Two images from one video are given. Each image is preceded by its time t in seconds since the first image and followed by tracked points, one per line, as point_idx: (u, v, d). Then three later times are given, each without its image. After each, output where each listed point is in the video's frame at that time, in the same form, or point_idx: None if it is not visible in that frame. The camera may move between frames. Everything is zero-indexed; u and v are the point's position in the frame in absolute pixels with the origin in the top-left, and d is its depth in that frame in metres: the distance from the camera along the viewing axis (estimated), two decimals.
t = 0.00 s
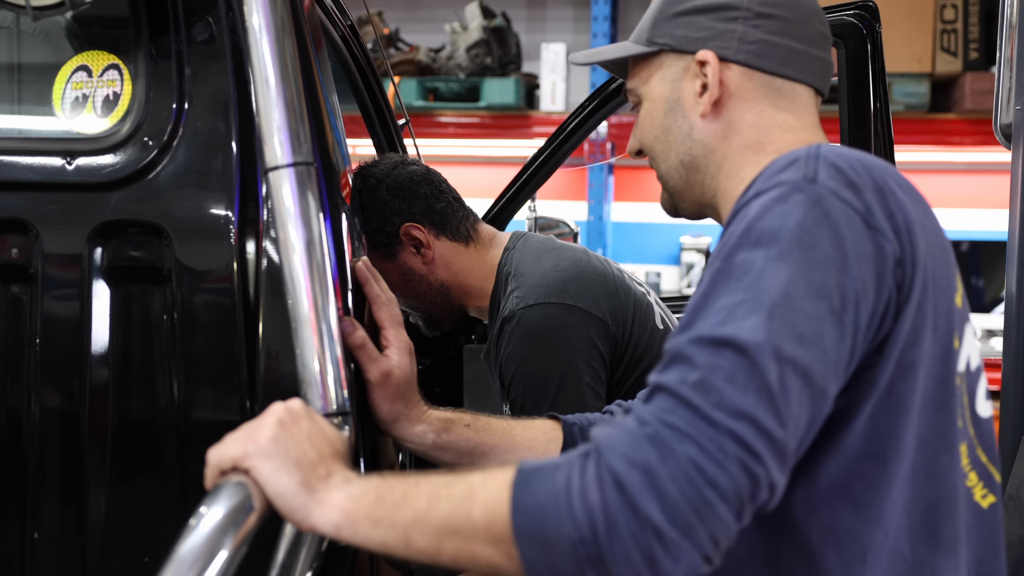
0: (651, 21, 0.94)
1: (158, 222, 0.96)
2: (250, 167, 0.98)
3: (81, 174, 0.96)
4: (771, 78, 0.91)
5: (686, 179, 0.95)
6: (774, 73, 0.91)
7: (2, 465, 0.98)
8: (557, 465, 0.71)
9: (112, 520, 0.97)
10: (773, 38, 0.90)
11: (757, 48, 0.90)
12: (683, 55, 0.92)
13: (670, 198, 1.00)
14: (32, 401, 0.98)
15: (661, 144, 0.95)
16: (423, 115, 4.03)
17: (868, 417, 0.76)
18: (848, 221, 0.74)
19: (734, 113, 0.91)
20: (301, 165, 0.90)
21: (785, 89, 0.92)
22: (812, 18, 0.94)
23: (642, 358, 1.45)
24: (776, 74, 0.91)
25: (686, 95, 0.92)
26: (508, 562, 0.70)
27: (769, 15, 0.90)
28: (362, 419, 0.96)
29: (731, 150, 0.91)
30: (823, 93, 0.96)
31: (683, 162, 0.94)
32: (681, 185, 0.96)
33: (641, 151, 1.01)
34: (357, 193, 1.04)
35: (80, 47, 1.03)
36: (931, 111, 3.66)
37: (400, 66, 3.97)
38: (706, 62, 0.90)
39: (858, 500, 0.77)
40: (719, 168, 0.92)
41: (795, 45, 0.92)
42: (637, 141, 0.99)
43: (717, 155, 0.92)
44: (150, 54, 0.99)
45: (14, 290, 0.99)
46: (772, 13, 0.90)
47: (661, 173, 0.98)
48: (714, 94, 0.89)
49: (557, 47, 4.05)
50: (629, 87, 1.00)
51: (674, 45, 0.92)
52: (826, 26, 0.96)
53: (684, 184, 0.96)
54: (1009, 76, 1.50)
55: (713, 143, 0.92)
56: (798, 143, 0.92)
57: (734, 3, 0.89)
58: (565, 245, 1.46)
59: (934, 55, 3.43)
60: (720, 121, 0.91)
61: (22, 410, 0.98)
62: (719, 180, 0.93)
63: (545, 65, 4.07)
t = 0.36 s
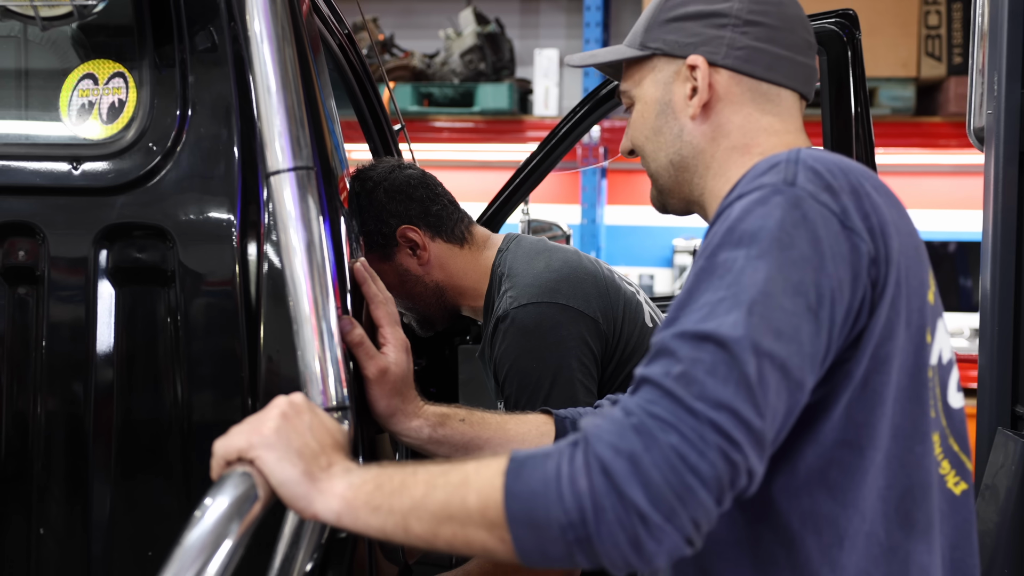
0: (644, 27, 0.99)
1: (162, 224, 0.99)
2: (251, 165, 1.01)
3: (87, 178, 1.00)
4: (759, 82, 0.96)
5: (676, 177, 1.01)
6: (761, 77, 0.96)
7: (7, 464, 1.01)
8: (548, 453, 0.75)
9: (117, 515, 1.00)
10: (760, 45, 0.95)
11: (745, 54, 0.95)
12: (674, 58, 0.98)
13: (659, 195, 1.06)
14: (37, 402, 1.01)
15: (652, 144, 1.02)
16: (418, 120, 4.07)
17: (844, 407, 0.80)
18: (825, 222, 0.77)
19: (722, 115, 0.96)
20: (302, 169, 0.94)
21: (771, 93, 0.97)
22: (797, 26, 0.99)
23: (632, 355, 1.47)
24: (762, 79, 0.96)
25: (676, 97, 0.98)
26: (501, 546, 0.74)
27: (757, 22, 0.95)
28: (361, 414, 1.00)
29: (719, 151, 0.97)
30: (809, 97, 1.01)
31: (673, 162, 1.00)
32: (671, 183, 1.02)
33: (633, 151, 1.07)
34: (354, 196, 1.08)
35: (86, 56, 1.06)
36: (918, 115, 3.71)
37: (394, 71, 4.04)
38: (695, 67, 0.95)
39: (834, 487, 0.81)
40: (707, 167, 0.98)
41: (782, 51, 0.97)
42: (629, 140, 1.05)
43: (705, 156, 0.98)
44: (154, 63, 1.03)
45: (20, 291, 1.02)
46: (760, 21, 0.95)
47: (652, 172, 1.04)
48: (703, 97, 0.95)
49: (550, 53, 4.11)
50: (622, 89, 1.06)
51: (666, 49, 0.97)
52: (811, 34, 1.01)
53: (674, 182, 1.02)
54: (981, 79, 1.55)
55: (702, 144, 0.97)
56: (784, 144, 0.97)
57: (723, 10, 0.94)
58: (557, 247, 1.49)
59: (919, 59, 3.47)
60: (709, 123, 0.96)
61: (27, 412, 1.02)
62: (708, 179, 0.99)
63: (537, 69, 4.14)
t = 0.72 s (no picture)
0: (626, 42, 1.04)
1: (164, 230, 1.02)
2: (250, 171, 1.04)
3: (90, 185, 1.03)
4: (738, 92, 1.00)
5: (661, 186, 1.06)
6: (740, 86, 1.00)
7: (12, 464, 1.04)
8: (541, 446, 0.78)
9: (119, 512, 1.03)
10: (738, 55, 0.99)
11: (724, 64, 0.99)
12: (656, 71, 1.02)
13: (647, 204, 1.10)
14: (41, 407, 1.04)
15: (637, 154, 1.06)
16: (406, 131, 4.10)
17: (823, 403, 0.84)
18: (804, 225, 0.81)
19: (704, 124, 1.00)
20: (301, 176, 0.98)
21: (750, 102, 1.01)
22: (773, 36, 1.02)
23: (620, 357, 1.50)
24: (741, 88, 1.00)
25: (660, 109, 1.02)
26: (495, 535, 0.77)
27: (734, 34, 0.99)
28: (357, 413, 1.03)
29: (702, 159, 1.01)
30: (786, 104, 1.05)
31: (658, 171, 1.04)
32: (658, 192, 1.07)
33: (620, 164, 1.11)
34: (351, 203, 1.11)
35: (87, 66, 1.09)
36: (900, 127, 3.78)
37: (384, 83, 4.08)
38: (677, 79, 0.99)
39: (814, 478, 0.84)
40: (691, 175, 1.02)
41: (760, 61, 1.00)
42: (616, 152, 1.10)
43: (689, 164, 1.02)
44: (156, 73, 1.06)
45: (24, 295, 1.05)
46: (737, 32, 0.99)
47: (639, 182, 1.08)
48: (686, 107, 0.99)
49: (537, 65, 4.14)
50: (607, 103, 1.10)
51: (648, 63, 1.01)
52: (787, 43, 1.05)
53: (659, 191, 1.06)
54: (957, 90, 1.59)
55: (686, 153, 1.02)
56: (764, 152, 1.01)
57: (701, 23, 0.98)
58: (546, 253, 1.52)
59: (901, 72, 3.55)
60: (692, 132, 1.01)
61: (31, 417, 1.04)
62: (692, 187, 1.03)
63: (525, 81, 4.17)
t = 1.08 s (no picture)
0: (604, 49, 1.05)
1: (142, 232, 1.01)
2: (229, 171, 1.04)
3: (66, 188, 1.01)
4: (715, 97, 1.02)
5: (641, 190, 1.07)
6: (717, 92, 1.02)
7: None
8: (530, 443, 0.79)
9: (94, 517, 1.01)
10: (715, 61, 1.01)
11: (702, 70, 1.01)
12: (634, 77, 1.03)
13: (627, 208, 1.12)
14: (15, 413, 1.02)
15: (617, 159, 1.07)
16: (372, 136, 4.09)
17: (802, 400, 0.86)
18: (784, 228, 0.83)
19: (682, 129, 1.02)
20: (284, 178, 0.97)
21: (727, 107, 1.03)
22: (748, 43, 1.05)
23: (596, 359, 1.51)
24: (718, 94, 1.02)
25: (638, 114, 1.04)
26: (485, 532, 0.78)
27: (711, 40, 1.01)
28: (339, 414, 1.03)
29: (681, 163, 1.03)
30: (762, 109, 1.07)
31: (638, 175, 1.06)
32: (637, 196, 1.08)
33: (599, 168, 1.13)
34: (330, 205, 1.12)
35: (64, 67, 1.07)
36: (860, 134, 3.86)
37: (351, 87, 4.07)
38: (656, 84, 1.01)
39: (794, 473, 0.86)
40: (670, 179, 1.04)
41: (737, 67, 1.03)
42: (595, 156, 1.11)
43: (668, 167, 1.04)
44: (136, 74, 1.04)
45: None
46: (714, 39, 1.01)
47: (618, 185, 1.10)
48: (664, 112, 1.01)
49: (503, 71, 4.16)
50: (586, 108, 1.11)
51: (627, 69, 1.03)
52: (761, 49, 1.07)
53: (639, 195, 1.08)
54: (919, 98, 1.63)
55: (665, 157, 1.03)
56: (741, 156, 1.03)
57: (679, 30, 1.00)
58: (522, 256, 1.53)
59: (860, 81, 3.64)
60: (670, 136, 1.03)
61: (5, 423, 1.03)
62: (671, 190, 1.05)
63: (492, 87, 4.18)
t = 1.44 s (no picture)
0: (577, 43, 1.05)
1: (104, 236, 0.96)
2: (192, 178, 0.99)
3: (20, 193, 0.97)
4: (685, 96, 1.02)
5: (607, 185, 1.07)
6: (687, 91, 1.02)
7: None
8: (522, 446, 0.78)
9: (57, 531, 0.97)
10: (685, 61, 1.02)
11: (672, 69, 1.01)
12: (606, 73, 1.04)
13: (592, 202, 1.12)
14: None
15: (585, 153, 1.08)
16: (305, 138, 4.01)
17: (781, 398, 0.87)
18: (764, 228, 0.84)
19: (651, 126, 1.03)
20: (253, 181, 0.94)
21: (696, 107, 1.03)
22: (719, 44, 1.05)
23: (557, 359, 1.50)
24: (688, 93, 1.02)
25: (609, 110, 1.04)
26: (479, 536, 0.77)
27: (683, 40, 1.01)
28: (311, 419, 1.01)
29: (649, 161, 1.03)
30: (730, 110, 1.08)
31: (605, 170, 1.06)
32: (603, 191, 1.08)
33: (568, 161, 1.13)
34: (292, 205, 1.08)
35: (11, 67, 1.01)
36: (790, 136, 3.98)
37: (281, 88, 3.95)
38: (627, 81, 1.01)
39: (775, 469, 0.87)
40: (638, 176, 1.05)
41: (708, 67, 1.03)
42: (564, 150, 1.11)
43: (636, 165, 1.04)
44: (93, 75, 0.99)
45: None
46: (686, 39, 1.01)
47: (585, 180, 1.10)
48: (633, 110, 1.01)
49: (438, 73, 4.14)
50: (558, 102, 1.11)
51: (599, 64, 1.03)
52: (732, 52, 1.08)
53: (605, 190, 1.08)
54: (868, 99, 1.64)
55: (633, 154, 1.04)
56: (709, 155, 1.04)
57: (651, 28, 1.01)
58: (479, 258, 1.51)
59: (790, 84, 3.76)
60: (639, 133, 1.03)
61: None
62: (638, 187, 1.05)
63: (426, 89, 4.16)
